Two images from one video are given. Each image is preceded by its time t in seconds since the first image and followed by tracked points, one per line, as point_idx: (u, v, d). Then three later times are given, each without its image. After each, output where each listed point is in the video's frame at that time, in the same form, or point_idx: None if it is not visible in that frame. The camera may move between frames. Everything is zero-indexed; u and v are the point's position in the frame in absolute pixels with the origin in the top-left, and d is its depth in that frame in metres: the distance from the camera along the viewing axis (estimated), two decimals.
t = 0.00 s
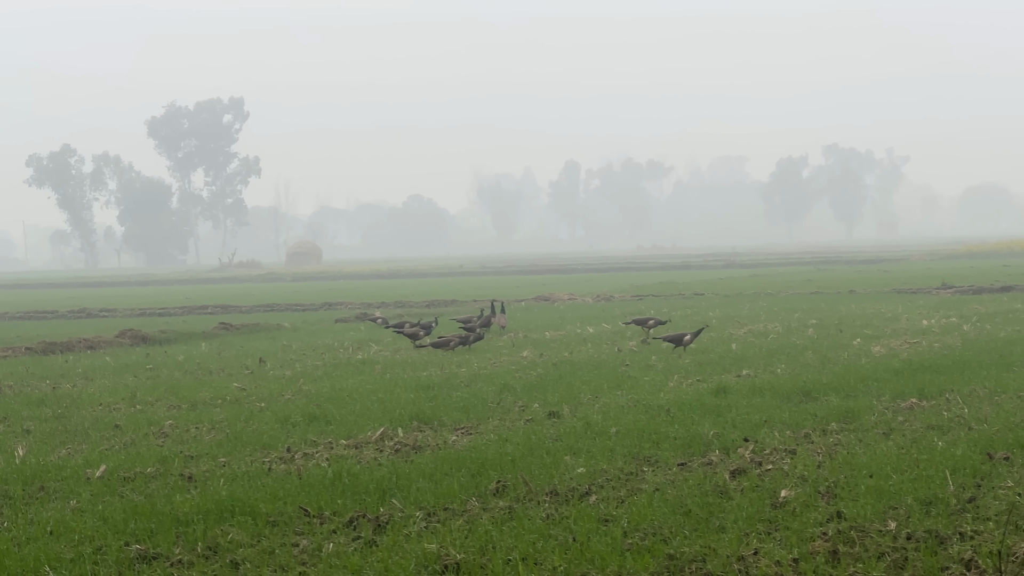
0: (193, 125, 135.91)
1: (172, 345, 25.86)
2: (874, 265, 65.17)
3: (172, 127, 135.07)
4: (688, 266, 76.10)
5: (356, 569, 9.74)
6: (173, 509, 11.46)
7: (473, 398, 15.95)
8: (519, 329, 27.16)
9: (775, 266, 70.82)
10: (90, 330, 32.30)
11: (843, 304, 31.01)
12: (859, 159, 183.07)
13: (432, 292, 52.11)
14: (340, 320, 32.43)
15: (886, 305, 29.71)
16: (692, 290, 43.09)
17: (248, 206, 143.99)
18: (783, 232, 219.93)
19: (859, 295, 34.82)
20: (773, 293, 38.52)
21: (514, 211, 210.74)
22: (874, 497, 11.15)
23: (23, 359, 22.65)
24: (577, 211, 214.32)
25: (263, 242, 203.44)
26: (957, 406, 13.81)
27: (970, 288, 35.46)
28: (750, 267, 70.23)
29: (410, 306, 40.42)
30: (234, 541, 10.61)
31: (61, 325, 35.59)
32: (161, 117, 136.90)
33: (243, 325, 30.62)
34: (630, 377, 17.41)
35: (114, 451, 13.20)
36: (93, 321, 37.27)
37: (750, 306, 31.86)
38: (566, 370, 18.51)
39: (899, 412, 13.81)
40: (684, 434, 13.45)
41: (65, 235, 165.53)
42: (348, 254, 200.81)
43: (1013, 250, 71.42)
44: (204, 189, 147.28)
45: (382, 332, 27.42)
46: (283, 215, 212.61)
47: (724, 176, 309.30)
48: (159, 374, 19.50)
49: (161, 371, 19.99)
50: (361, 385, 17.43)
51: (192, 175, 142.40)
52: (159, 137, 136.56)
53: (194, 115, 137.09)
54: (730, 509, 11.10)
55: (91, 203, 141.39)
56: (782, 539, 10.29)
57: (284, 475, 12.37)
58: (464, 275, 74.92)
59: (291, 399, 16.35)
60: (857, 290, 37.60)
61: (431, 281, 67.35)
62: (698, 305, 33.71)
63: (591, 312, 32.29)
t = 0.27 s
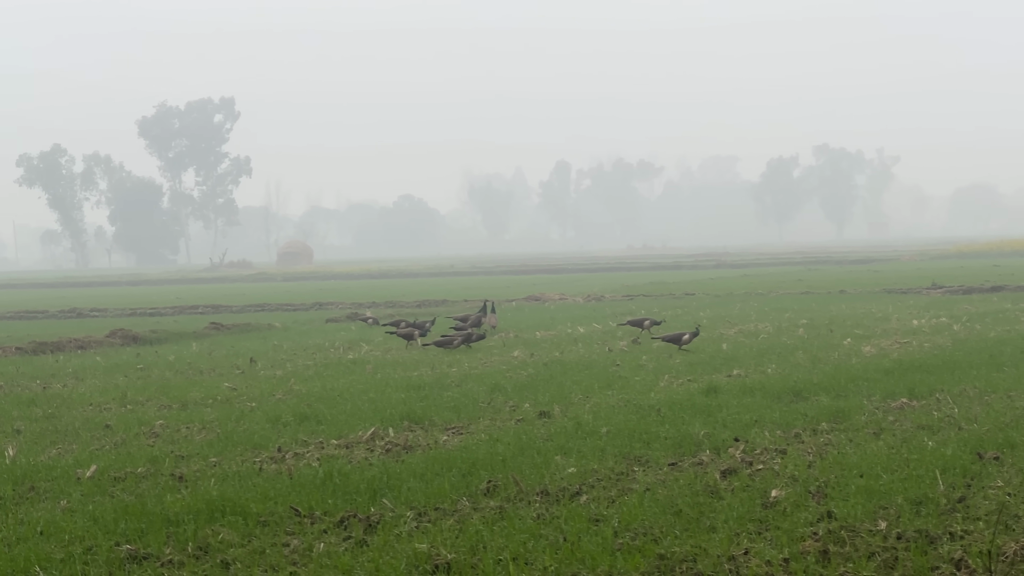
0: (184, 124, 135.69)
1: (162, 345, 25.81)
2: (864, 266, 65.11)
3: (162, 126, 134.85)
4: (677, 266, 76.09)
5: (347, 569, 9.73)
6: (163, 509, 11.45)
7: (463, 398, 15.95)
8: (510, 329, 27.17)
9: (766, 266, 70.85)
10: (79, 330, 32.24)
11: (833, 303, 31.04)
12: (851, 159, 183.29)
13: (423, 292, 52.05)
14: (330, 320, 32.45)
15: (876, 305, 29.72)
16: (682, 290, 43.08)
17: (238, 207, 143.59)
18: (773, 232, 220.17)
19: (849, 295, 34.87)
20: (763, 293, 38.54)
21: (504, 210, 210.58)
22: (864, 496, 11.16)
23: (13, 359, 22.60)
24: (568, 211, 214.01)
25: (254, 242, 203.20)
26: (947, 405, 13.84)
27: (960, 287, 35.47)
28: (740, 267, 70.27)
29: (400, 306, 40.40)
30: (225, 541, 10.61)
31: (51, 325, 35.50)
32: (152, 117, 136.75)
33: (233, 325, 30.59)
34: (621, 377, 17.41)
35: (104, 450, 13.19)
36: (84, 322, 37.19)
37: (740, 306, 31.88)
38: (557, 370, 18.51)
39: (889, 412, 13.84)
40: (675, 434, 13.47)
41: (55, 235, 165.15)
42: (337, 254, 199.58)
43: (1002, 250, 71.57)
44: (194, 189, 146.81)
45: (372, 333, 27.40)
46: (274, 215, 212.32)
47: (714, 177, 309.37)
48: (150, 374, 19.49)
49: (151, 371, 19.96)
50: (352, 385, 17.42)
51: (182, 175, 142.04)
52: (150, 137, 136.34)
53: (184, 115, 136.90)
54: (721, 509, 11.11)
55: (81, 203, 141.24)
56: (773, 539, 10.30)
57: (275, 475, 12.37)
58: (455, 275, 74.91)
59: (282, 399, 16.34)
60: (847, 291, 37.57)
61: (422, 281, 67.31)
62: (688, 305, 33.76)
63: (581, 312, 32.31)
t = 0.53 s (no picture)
0: (172, 124, 135.24)
1: (150, 345, 25.78)
2: (852, 266, 65.22)
3: (151, 126, 134.46)
4: (666, 267, 76.21)
5: (335, 570, 9.72)
6: (151, 510, 11.43)
7: (452, 399, 15.95)
8: (498, 329, 27.19)
9: (755, 266, 70.93)
10: (68, 330, 32.19)
11: (821, 304, 31.11)
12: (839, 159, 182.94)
13: (413, 292, 52.03)
14: (318, 321, 32.46)
15: (864, 305, 29.80)
16: (671, 291, 43.12)
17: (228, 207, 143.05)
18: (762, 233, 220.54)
19: (838, 296, 34.94)
20: (752, 293, 38.61)
21: (492, 211, 210.37)
22: (852, 497, 11.17)
23: None
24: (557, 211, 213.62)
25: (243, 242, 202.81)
26: (935, 406, 13.87)
27: (948, 288, 35.56)
28: (729, 267, 70.36)
29: (388, 307, 40.40)
30: (213, 542, 10.59)
31: (40, 325, 35.41)
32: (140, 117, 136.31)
33: (222, 326, 30.56)
34: (610, 377, 17.43)
35: (92, 451, 13.18)
36: (72, 322, 37.11)
37: (728, 306, 31.93)
38: (545, 370, 18.52)
39: (877, 412, 13.86)
40: (663, 434, 13.48)
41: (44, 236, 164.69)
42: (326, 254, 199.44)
43: (991, 251, 71.73)
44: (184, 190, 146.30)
45: (361, 333, 27.39)
46: (263, 215, 212.09)
47: (704, 176, 309.25)
48: (138, 375, 19.47)
49: (140, 372, 19.95)
50: (340, 385, 17.40)
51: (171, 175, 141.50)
52: (139, 137, 135.86)
53: (173, 115, 136.45)
54: (709, 509, 11.12)
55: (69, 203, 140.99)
56: (762, 539, 10.31)
57: (263, 476, 12.36)
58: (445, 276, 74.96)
59: (271, 399, 16.33)
60: (835, 291, 37.65)
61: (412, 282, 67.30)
62: (677, 305, 33.82)
63: (570, 312, 32.34)
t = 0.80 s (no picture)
0: (161, 126, 134.17)
1: (140, 346, 25.80)
2: (841, 267, 65.33)
3: (140, 127, 133.18)
4: (655, 268, 76.31)
5: (324, 572, 9.70)
6: (140, 512, 11.42)
7: (441, 400, 15.96)
8: (488, 330, 27.27)
9: (743, 268, 71.09)
10: (57, 331, 32.16)
11: (810, 305, 31.19)
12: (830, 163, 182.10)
13: (404, 293, 52.06)
14: (307, 322, 32.51)
15: (853, 306, 29.87)
16: (661, 292, 43.16)
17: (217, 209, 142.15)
18: (752, 234, 220.58)
19: (827, 297, 35.01)
20: (741, 294, 38.70)
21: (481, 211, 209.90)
22: (841, 497, 11.19)
23: None
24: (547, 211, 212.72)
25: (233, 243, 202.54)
26: (924, 407, 13.91)
27: (937, 289, 35.64)
28: (718, 269, 70.49)
29: (377, 308, 40.43)
30: (202, 543, 10.58)
31: (29, 326, 35.37)
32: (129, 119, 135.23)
33: (211, 327, 30.54)
34: (599, 378, 17.45)
35: (81, 452, 13.17)
36: (62, 323, 37.08)
37: (717, 307, 31.99)
38: (535, 371, 18.56)
39: (866, 413, 13.90)
40: (653, 435, 13.48)
41: (33, 237, 164.36)
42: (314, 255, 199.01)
43: (978, 252, 72.03)
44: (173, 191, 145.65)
45: (350, 334, 27.43)
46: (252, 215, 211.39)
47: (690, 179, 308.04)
48: (127, 376, 19.47)
49: (129, 373, 19.95)
50: (330, 386, 17.40)
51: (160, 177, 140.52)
52: (127, 139, 134.73)
53: (162, 116, 135.35)
54: (698, 510, 11.12)
55: (58, 205, 140.82)
56: (751, 540, 10.31)
57: (253, 477, 12.36)
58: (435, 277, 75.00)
59: (260, 400, 16.34)
60: (823, 293, 37.71)
61: (403, 283, 67.32)
62: (666, 306, 33.89)
63: (559, 313, 32.38)
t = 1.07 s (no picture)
0: (149, 128, 131.93)
1: (128, 348, 25.79)
2: (828, 269, 65.49)
3: (127, 129, 131.04)
4: (643, 269, 76.46)
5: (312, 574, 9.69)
6: (128, 514, 11.40)
7: (429, 401, 15.97)
8: (477, 332, 27.30)
9: (732, 270, 71.05)
10: (44, 333, 32.13)
11: (798, 306, 31.26)
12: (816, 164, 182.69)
13: (394, 295, 51.96)
14: (295, 324, 32.52)
15: (841, 308, 29.96)
16: (649, 294, 43.23)
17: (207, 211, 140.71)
18: (740, 236, 220.99)
19: (815, 298, 35.08)
20: (728, 296, 38.78)
21: (469, 213, 209.91)
22: (829, 499, 11.20)
23: None
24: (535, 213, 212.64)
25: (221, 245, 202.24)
26: (911, 408, 13.95)
27: (924, 291, 35.72)
28: (706, 271, 70.50)
29: (366, 310, 40.44)
30: (190, 545, 10.57)
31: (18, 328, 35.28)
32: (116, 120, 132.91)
33: (199, 328, 30.51)
34: (587, 381, 17.46)
35: (69, 455, 13.17)
36: (50, 325, 37.01)
37: (705, 309, 32.06)
38: (523, 373, 18.56)
39: (854, 415, 13.94)
40: (641, 437, 13.50)
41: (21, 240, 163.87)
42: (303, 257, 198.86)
43: (965, 254, 72.10)
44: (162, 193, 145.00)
45: (339, 336, 27.44)
46: (240, 216, 210.57)
47: (679, 181, 307.86)
48: (115, 378, 19.45)
49: (116, 375, 19.93)
50: (318, 388, 17.42)
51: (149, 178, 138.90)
52: (115, 140, 132.61)
53: (150, 117, 132.95)
54: (686, 512, 11.13)
55: (46, 207, 140.53)
56: (739, 542, 10.31)
57: (241, 479, 12.35)
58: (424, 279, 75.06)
59: (248, 402, 16.34)
60: (811, 294, 37.77)
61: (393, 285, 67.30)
62: (654, 308, 33.96)
63: (548, 315, 32.42)
